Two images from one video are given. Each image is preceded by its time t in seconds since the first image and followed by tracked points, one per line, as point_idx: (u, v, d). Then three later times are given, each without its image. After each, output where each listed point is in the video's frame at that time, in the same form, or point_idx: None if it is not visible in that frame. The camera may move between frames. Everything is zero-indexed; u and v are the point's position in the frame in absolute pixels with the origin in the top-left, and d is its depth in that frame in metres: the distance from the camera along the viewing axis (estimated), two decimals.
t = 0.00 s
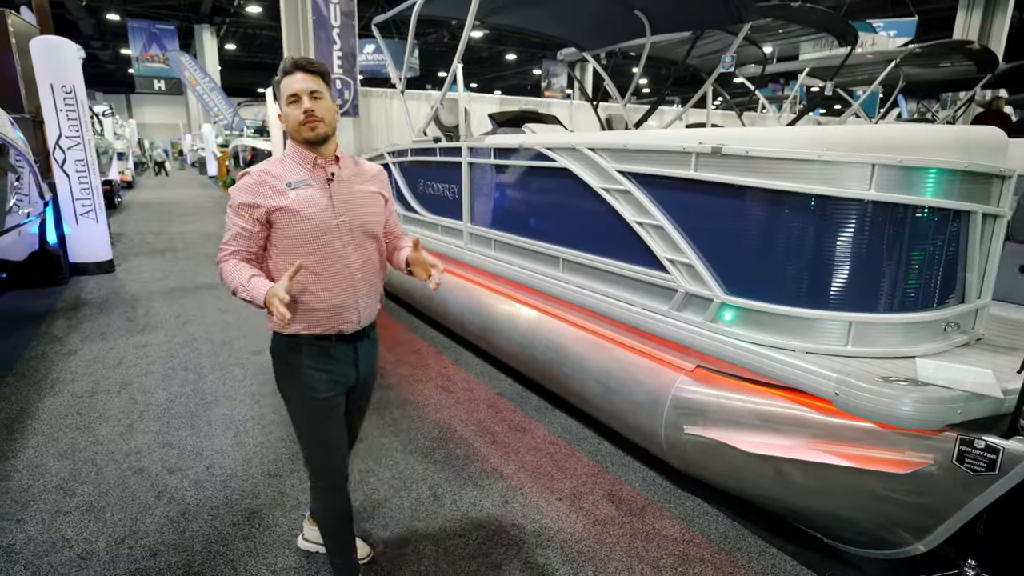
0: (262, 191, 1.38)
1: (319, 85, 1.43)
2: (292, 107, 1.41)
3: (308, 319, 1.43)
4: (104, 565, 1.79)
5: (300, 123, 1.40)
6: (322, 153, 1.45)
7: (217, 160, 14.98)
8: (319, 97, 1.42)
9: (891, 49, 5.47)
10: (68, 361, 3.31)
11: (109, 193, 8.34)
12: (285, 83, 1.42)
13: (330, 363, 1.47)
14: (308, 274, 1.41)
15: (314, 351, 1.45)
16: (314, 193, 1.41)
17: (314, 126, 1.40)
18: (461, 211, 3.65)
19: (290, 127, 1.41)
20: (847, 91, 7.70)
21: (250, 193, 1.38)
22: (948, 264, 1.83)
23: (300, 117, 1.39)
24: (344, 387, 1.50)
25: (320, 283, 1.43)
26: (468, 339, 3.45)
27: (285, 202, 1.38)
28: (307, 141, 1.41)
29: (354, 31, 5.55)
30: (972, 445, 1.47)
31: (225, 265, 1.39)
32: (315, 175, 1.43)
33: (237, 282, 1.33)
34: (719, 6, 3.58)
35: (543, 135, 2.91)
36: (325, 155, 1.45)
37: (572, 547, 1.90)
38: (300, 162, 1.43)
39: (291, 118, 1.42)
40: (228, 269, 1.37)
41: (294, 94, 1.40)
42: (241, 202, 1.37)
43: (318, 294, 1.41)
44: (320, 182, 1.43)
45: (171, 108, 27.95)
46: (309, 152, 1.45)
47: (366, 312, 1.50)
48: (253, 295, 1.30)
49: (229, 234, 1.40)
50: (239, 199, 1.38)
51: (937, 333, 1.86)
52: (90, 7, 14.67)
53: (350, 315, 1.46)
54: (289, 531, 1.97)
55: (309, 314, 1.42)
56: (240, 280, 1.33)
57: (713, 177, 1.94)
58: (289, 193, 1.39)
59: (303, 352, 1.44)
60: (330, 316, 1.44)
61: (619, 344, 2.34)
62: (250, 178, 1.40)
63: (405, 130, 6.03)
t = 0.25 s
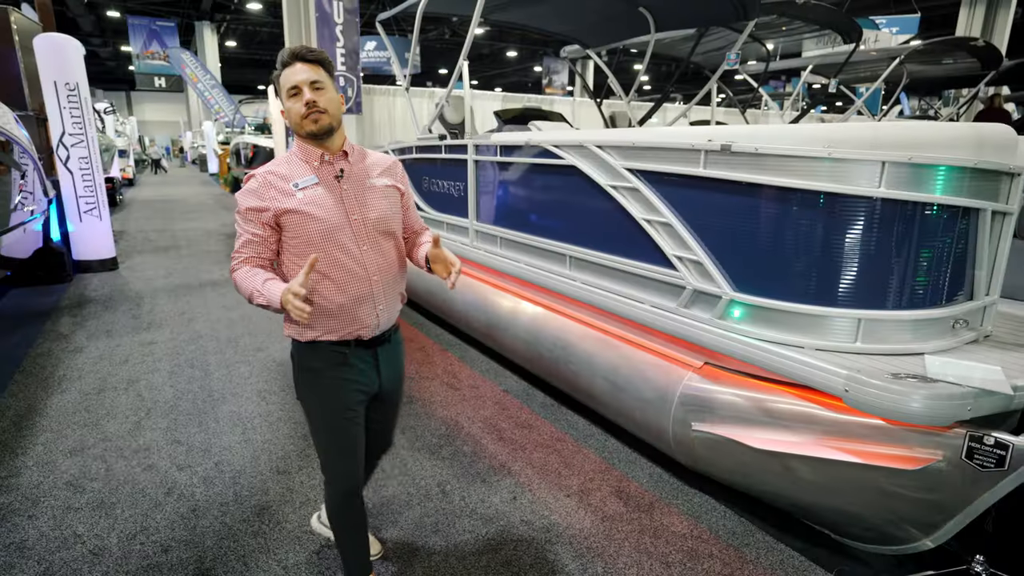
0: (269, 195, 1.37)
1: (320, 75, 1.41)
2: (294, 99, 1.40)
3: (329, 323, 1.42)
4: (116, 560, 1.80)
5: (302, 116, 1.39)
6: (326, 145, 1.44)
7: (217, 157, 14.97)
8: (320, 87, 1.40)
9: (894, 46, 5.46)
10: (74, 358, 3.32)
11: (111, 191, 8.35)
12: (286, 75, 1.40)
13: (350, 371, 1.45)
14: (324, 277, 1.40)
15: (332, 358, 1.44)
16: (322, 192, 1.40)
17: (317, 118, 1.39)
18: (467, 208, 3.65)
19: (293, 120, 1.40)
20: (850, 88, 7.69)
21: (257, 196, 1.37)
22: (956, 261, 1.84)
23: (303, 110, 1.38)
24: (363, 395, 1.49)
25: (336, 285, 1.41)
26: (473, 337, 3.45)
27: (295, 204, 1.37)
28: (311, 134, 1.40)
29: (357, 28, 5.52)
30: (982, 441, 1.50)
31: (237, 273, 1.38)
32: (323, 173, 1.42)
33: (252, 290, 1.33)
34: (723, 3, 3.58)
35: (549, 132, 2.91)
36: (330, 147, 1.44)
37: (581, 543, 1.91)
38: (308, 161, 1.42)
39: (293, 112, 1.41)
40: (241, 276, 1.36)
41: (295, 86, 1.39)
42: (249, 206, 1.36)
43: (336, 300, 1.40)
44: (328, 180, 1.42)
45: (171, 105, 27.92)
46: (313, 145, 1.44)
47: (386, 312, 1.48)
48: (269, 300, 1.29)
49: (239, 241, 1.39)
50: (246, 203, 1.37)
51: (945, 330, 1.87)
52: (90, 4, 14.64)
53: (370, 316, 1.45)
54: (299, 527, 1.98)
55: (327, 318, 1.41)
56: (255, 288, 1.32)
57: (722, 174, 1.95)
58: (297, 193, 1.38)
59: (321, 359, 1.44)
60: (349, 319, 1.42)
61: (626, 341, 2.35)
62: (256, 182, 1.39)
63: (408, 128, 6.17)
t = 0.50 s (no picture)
0: (277, 196, 1.30)
1: (331, 75, 1.34)
2: (303, 101, 1.33)
3: (343, 329, 1.38)
4: (126, 558, 1.80)
5: (311, 120, 1.33)
6: (337, 149, 1.38)
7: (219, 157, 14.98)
8: (331, 89, 1.33)
9: (897, 45, 5.47)
10: (80, 357, 3.33)
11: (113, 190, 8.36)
12: (295, 74, 1.33)
13: (363, 380, 1.42)
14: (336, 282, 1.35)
15: (344, 366, 1.41)
16: (331, 195, 1.34)
17: (327, 122, 1.33)
18: (471, 208, 3.65)
19: (302, 123, 1.35)
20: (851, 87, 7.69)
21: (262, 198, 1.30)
22: (963, 261, 1.85)
23: (314, 114, 1.32)
24: (379, 403, 1.46)
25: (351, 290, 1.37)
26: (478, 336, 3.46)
27: (302, 207, 1.31)
28: (321, 139, 1.34)
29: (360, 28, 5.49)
30: (990, 440, 1.51)
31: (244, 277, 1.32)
32: (331, 175, 1.36)
33: (261, 295, 1.27)
34: (727, 3, 3.59)
35: (554, 132, 2.92)
36: (341, 151, 1.38)
37: (589, 541, 1.92)
38: (315, 161, 1.36)
39: (302, 114, 1.35)
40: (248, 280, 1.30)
41: (305, 88, 1.32)
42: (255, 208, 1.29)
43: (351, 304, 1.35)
44: (336, 182, 1.36)
45: (171, 105, 27.92)
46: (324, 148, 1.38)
47: (399, 318, 1.44)
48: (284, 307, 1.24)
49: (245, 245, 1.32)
50: (251, 204, 1.30)
51: (952, 329, 1.87)
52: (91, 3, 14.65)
53: (383, 323, 1.41)
54: (308, 525, 1.98)
55: (341, 324, 1.38)
56: (264, 292, 1.27)
57: (730, 174, 1.96)
58: (305, 197, 1.31)
59: (334, 367, 1.42)
60: (362, 326, 1.39)
61: (632, 341, 2.35)
62: (263, 182, 1.31)
63: (410, 128, 6.22)
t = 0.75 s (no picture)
0: (290, 201, 1.26)
1: (344, 76, 1.25)
2: (316, 104, 1.25)
3: (349, 343, 1.29)
4: (134, 561, 1.81)
5: (324, 124, 1.24)
6: (352, 153, 1.29)
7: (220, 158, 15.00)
8: (343, 90, 1.24)
9: (898, 47, 5.48)
10: (84, 359, 3.33)
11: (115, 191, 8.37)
12: (308, 77, 1.26)
13: (369, 390, 1.31)
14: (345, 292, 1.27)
15: (351, 376, 1.31)
16: (344, 202, 1.26)
17: (339, 125, 1.24)
18: (475, 210, 3.66)
19: (316, 128, 1.27)
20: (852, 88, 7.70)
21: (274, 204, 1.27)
22: (968, 263, 1.85)
23: (325, 117, 1.24)
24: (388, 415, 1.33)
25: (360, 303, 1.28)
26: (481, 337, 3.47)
27: (312, 214, 1.25)
28: (334, 144, 1.25)
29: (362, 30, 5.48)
30: (995, 442, 1.51)
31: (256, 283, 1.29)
32: (344, 182, 1.28)
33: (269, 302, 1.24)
34: (729, 5, 3.59)
35: (557, 134, 2.93)
36: (356, 157, 1.29)
37: (595, 543, 1.93)
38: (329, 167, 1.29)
39: (316, 119, 1.27)
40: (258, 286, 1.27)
41: (316, 90, 1.23)
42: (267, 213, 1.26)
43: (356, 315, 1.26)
44: (350, 189, 1.28)
45: (172, 106, 27.96)
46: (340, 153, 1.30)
47: (412, 336, 1.31)
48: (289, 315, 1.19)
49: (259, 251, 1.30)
50: (265, 211, 1.27)
51: (957, 331, 1.88)
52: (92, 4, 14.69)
53: (391, 339, 1.28)
54: (314, 527, 1.99)
55: (348, 337, 1.29)
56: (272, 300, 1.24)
57: (734, 177, 1.96)
58: (316, 203, 1.25)
59: (341, 375, 1.33)
60: (369, 340, 1.28)
61: (637, 343, 2.36)
62: (279, 188, 1.28)
63: (414, 129, 6.25)
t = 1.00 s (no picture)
0: (315, 206, 1.26)
1: (388, 82, 1.19)
2: (354, 106, 1.19)
3: (363, 355, 1.27)
4: (138, 565, 1.80)
5: (360, 127, 1.19)
6: (382, 161, 1.25)
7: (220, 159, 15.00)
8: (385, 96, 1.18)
9: (900, 49, 5.48)
10: (87, 362, 3.33)
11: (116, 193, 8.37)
12: (350, 76, 1.20)
13: (381, 407, 1.29)
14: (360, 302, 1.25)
15: (362, 390, 1.30)
16: (366, 211, 1.24)
17: (376, 130, 1.19)
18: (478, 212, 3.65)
19: (349, 129, 1.21)
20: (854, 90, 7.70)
21: (303, 208, 1.28)
22: (975, 267, 1.85)
23: (362, 119, 1.18)
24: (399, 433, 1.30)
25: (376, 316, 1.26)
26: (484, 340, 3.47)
27: (335, 221, 1.25)
28: (368, 148, 1.20)
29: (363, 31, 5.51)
30: (1004, 447, 1.51)
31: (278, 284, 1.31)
32: (371, 191, 1.26)
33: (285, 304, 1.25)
34: (732, 7, 3.59)
35: (560, 137, 2.93)
36: (387, 164, 1.25)
37: (600, 548, 1.92)
38: (359, 175, 1.28)
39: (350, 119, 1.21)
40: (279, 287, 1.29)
41: (357, 91, 1.18)
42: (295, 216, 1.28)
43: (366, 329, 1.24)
44: (375, 199, 1.25)
45: (173, 107, 27.97)
46: (369, 158, 1.25)
47: (425, 357, 1.26)
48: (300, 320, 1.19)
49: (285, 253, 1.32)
50: (293, 214, 1.29)
51: (964, 336, 1.88)
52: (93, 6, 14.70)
53: (402, 356, 1.24)
54: (319, 531, 1.98)
55: (361, 349, 1.27)
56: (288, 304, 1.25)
57: (739, 180, 1.96)
58: (339, 211, 1.24)
59: (353, 388, 1.31)
60: (380, 355, 1.25)
61: (641, 347, 2.36)
62: (308, 191, 1.29)
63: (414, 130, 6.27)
